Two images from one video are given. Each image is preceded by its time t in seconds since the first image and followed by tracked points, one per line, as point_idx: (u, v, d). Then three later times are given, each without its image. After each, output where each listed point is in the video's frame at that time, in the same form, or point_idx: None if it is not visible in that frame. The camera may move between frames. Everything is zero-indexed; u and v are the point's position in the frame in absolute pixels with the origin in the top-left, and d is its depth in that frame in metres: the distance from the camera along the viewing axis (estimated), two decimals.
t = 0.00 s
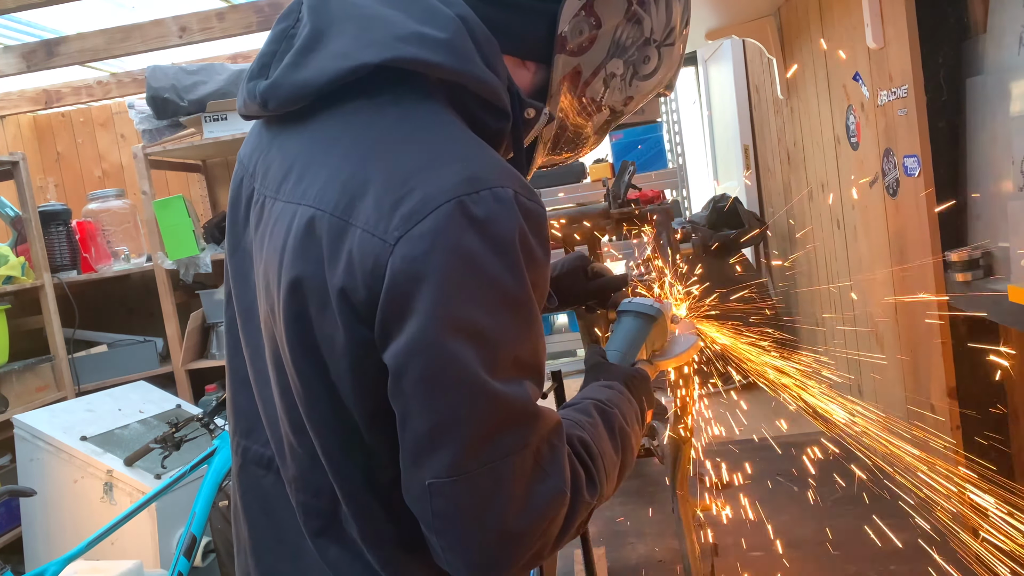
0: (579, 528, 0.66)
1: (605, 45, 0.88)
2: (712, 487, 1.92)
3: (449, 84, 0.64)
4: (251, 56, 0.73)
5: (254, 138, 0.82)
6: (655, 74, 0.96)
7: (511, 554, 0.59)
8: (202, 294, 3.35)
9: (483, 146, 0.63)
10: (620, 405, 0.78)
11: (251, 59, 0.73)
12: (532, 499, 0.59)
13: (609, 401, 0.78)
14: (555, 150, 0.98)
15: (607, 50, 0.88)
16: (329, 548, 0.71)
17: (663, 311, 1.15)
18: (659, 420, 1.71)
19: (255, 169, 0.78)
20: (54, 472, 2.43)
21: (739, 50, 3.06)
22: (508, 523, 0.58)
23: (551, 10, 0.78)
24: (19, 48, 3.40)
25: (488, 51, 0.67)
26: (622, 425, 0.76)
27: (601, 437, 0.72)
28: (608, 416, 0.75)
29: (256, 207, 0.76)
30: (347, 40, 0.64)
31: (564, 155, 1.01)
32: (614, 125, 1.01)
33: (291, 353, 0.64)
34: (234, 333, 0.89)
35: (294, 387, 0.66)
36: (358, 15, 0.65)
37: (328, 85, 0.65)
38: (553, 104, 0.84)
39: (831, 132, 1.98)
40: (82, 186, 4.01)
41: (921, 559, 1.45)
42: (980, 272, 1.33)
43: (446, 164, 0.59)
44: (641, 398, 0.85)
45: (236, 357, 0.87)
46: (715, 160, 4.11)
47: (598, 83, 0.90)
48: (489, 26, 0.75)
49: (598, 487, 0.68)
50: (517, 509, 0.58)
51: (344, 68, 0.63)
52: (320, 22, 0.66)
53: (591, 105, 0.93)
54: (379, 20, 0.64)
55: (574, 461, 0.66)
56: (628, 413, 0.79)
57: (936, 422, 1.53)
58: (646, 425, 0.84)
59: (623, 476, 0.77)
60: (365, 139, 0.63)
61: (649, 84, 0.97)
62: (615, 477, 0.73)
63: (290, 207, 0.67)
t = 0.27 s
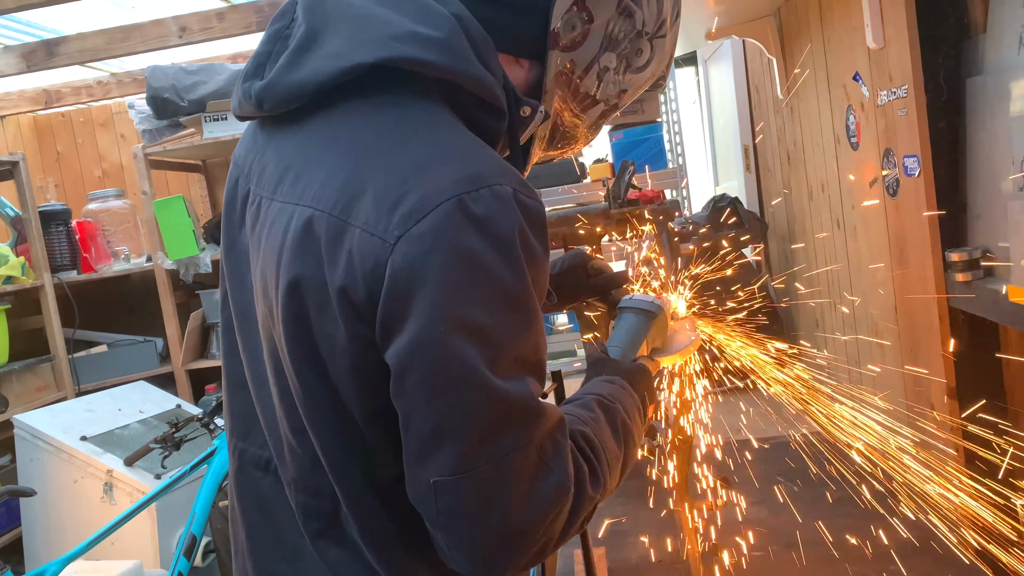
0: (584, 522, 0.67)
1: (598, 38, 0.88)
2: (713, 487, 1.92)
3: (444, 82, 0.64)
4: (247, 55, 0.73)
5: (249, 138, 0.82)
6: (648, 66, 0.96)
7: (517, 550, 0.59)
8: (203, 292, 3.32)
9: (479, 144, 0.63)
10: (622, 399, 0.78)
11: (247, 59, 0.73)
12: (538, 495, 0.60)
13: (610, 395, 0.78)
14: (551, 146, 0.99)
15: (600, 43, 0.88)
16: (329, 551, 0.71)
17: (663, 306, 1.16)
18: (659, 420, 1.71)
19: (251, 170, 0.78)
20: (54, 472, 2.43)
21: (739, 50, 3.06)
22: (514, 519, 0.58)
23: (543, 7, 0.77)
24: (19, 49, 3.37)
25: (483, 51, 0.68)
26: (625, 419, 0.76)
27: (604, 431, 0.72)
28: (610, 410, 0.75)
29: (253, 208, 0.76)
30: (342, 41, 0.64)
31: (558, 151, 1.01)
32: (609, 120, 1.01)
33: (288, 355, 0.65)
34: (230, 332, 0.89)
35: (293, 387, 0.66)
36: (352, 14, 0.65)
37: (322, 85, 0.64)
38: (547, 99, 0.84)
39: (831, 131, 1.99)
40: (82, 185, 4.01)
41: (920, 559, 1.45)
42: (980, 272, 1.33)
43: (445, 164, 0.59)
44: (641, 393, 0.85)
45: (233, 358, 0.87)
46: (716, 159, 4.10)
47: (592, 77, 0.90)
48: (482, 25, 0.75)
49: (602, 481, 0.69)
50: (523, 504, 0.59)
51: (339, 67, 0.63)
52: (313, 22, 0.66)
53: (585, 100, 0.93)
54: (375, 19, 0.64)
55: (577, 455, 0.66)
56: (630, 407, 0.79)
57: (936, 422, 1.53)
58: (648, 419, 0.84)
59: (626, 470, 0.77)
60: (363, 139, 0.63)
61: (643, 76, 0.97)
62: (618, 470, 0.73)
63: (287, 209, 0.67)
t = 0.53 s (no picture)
0: (508, 540, 0.70)
1: (571, 46, 0.97)
2: (712, 487, 1.92)
3: (396, 69, 0.74)
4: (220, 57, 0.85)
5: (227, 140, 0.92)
6: (622, 74, 1.05)
7: (409, 549, 0.64)
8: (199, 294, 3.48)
9: (427, 129, 0.73)
10: (585, 419, 0.82)
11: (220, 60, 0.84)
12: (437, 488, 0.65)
13: (572, 415, 0.82)
14: (527, 151, 1.08)
15: (572, 50, 0.98)
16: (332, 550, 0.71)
17: (662, 334, 1.15)
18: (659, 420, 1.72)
19: (226, 165, 0.89)
20: (54, 472, 2.43)
21: (739, 50, 3.05)
22: (403, 516, 0.63)
23: (514, 11, 0.87)
24: (19, 48, 3.50)
25: (440, 37, 0.78)
26: (580, 437, 0.80)
27: (549, 448, 0.77)
28: (567, 430, 0.80)
29: (223, 199, 0.87)
30: (300, 35, 0.74)
31: (537, 154, 1.11)
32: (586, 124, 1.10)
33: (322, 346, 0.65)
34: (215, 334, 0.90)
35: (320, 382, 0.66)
36: (311, 12, 0.75)
37: (285, 78, 0.75)
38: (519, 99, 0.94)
39: (831, 132, 1.98)
40: (83, 184, 4.45)
41: (920, 558, 1.45)
42: (980, 272, 1.34)
43: (375, 152, 0.69)
44: (616, 417, 0.87)
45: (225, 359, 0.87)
46: (716, 160, 4.10)
47: (564, 84, 1.00)
48: (460, 27, 0.85)
49: (530, 494, 0.73)
50: (411, 499, 0.64)
51: (297, 62, 0.73)
52: (276, 21, 0.76)
53: (560, 104, 1.01)
54: (329, 15, 0.73)
55: (501, 468, 0.71)
56: (596, 430, 0.82)
57: (936, 422, 1.53)
58: (623, 451, 0.87)
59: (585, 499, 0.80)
60: (311, 131, 0.74)
61: (617, 85, 1.05)
62: (562, 493, 0.76)
63: (252, 192, 0.78)
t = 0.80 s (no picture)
0: (490, 529, 0.71)
1: (534, 19, 1.00)
2: (712, 487, 1.92)
3: (353, 63, 0.75)
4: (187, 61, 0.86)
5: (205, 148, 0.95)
6: (589, 45, 1.08)
7: (378, 537, 0.64)
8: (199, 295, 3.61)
9: (382, 116, 0.74)
10: (594, 417, 0.82)
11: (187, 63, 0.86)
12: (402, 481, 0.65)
13: (589, 413, 0.82)
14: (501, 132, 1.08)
15: (536, 24, 1.00)
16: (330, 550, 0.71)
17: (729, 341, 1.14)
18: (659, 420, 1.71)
19: (199, 169, 0.92)
20: (54, 472, 2.44)
21: (740, 50, 3.05)
22: (370, 508, 0.64)
23: None
24: (19, 48, 3.54)
25: (394, 24, 0.79)
26: (586, 433, 0.79)
27: (539, 446, 0.77)
28: (571, 427, 0.79)
29: (198, 197, 0.89)
30: (258, 33, 0.75)
31: (514, 137, 1.12)
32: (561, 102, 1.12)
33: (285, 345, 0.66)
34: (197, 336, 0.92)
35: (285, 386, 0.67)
36: (268, 11, 0.76)
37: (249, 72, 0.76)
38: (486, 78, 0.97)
39: (831, 132, 1.98)
40: (83, 185, 4.45)
41: (920, 558, 1.45)
42: (979, 273, 1.34)
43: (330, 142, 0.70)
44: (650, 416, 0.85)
45: (215, 366, 0.85)
46: (716, 159, 4.10)
47: (533, 56, 1.01)
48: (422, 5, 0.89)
49: (516, 488, 0.74)
50: (378, 493, 0.64)
51: (257, 57, 0.75)
52: (234, 24, 0.78)
53: (532, 77, 1.03)
54: (286, 12, 0.75)
55: (479, 462, 0.72)
56: (606, 429, 0.81)
57: (936, 422, 1.53)
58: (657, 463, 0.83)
59: (599, 494, 0.79)
60: (272, 127, 0.76)
61: (586, 56, 1.08)
62: (561, 487, 0.76)
63: (218, 188, 0.79)
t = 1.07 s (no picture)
0: (500, 560, 0.69)
1: None
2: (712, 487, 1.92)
3: (490, 95, 0.74)
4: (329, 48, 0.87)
5: (317, 132, 0.92)
6: None
7: (388, 543, 0.64)
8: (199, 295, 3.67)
9: (508, 158, 0.72)
10: (633, 474, 0.79)
11: (329, 51, 0.86)
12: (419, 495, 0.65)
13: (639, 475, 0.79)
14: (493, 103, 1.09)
15: None
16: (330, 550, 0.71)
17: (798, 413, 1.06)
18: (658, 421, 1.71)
19: (309, 156, 0.89)
20: (54, 472, 2.44)
21: (740, 50, 3.06)
22: (388, 514, 0.64)
23: None
24: (19, 48, 3.57)
25: (538, 70, 0.77)
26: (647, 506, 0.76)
27: (556, 497, 0.74)
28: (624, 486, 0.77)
29: (300, 184, 0.88)
30: (408, 45, 0.75)
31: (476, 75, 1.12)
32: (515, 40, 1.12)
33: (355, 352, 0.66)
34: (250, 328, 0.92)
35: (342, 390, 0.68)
36: (424, 25, 0.76)
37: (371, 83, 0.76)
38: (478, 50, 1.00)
39: (831, 132, 1.98)
40: (82, 185, 4.45)
41: (921, 558, 1.44)
42: (979, 272, 1.34)
43: (452, 169, 0.69)
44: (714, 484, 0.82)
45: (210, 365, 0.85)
46: (716, 159, 4.10)
47: None
48: None
49: (532, 528, 0.71)
50: (395, 501, 0.64)
51: (397, 72, 0.74)
52: (390, 26, 0.78)
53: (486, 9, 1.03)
54: (437, 31, 0.75)
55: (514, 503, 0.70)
56: (649, 488, 0.78)
57: (936, 422, 1.53)
58: (694, 526, 0.80)
59: (622, 552, 0.75)
60: (393, 132, 0.75)
61: None
62: (578, 539, 0.73)
63: (321, 191, 0.78)
